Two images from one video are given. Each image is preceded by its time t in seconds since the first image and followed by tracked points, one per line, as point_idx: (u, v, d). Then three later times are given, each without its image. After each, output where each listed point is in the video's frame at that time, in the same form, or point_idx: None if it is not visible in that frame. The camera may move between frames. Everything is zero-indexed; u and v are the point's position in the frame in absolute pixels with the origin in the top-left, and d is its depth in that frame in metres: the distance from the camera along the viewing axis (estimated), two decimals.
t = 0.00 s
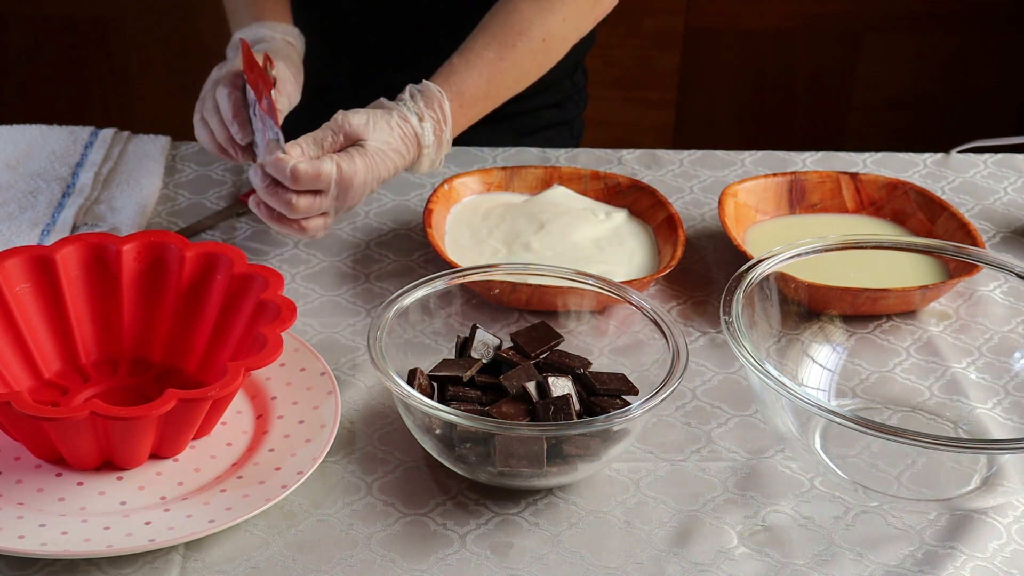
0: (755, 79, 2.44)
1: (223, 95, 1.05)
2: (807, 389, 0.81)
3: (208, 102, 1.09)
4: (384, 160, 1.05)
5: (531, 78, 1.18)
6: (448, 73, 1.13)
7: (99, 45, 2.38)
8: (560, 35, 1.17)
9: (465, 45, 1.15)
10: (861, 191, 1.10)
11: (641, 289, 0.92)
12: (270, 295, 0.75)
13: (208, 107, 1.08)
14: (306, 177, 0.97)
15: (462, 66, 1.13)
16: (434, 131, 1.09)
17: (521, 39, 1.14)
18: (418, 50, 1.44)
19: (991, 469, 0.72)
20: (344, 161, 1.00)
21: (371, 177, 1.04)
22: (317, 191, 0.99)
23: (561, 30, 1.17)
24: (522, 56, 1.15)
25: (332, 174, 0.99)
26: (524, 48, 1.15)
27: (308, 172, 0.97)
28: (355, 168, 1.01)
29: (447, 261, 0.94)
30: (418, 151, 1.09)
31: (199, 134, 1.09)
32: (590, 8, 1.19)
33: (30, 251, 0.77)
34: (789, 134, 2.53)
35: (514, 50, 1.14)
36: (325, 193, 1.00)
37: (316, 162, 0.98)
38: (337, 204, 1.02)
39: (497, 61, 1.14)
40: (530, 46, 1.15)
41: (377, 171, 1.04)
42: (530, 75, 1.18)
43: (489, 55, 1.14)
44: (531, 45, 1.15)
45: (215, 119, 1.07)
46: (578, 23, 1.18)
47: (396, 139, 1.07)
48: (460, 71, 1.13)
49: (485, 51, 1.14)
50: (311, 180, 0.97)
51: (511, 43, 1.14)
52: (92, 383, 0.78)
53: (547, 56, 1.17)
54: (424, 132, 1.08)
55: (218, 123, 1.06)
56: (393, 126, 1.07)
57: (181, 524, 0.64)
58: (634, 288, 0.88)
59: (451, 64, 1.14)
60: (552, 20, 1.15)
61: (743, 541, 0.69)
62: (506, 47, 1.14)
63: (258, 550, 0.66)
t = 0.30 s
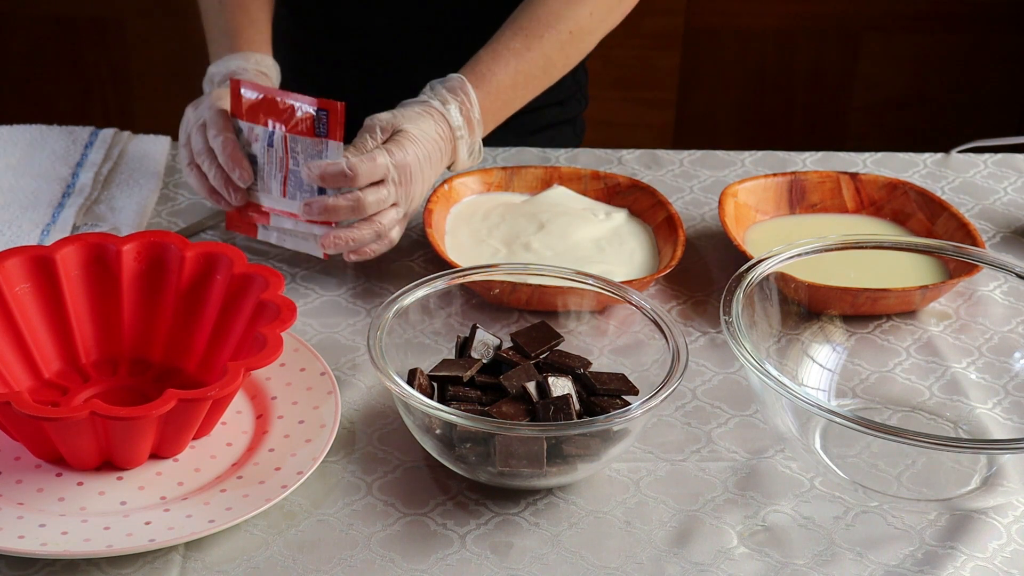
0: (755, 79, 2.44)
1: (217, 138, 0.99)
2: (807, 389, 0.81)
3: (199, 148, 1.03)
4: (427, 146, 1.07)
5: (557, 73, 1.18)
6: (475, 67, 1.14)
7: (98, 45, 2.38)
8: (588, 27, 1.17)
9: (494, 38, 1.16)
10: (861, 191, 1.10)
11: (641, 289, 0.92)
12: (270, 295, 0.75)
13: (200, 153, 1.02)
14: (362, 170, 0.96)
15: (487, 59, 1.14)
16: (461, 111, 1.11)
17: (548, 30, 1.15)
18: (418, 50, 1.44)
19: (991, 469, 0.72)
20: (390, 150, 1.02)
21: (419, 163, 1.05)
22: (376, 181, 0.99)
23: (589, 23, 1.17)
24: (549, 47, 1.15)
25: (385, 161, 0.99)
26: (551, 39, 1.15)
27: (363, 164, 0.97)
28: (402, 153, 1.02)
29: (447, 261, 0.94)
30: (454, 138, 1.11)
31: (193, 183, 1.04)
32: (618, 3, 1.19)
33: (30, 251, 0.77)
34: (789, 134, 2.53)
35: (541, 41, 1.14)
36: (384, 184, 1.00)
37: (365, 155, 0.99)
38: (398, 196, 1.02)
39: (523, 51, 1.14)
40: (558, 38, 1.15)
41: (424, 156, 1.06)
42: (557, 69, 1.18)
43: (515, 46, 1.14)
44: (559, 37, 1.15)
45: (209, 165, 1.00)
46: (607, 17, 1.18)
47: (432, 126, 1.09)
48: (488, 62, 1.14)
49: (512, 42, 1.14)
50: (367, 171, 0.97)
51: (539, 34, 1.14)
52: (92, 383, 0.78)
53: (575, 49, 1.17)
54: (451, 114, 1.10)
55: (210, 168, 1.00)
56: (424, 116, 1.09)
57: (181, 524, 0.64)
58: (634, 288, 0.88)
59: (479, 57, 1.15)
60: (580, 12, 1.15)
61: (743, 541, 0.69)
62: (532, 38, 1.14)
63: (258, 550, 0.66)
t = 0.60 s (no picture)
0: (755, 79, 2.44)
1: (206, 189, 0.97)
2: (807, 389, 0.81)
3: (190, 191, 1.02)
4: (420, 143, 1.09)
5: (554, 66, 1.18)
6: (469, 58, 1.15)
7: (98, 45, 2.38)
8: (584, 21, 1.16)
9: (490, 30, 1.17)
10: (861, 191, 1.10)
11: (641, 289, 0.92)
12: (270, 295, 0.75)
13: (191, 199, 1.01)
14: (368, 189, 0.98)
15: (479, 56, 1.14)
16: (447, 103, 1.13)
17: (540, 23, 1.14)
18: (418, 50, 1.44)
19: (991, 469, 0.72)
20: (386, 158, 1.04)
21: (416, 161, 1.07)
22: (383, 193, 1.01)
23: (584, 16, 1.16)
24: (542, 40, 1.15)
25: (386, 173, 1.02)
26: (543, 33, 1.15)
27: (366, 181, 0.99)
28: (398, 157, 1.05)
29: (448, 261, 0.94)
30: (445, 130, 1.13)
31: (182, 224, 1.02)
32: None
33: (30, 251, 0.77)
34: (789, 133, 2.53)
35: (533, 34, 1.14)
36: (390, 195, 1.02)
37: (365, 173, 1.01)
38: (405, 201, 1.04)
39: (515, 45, 1.14)
40: (550, 32, 1.15)
41: (420, 153, 1.08)
42: (553, 61, 1.17)
43: (508, 40, 1.15)
44: (552, 31, 1.15)
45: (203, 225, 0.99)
46: (606, 11, 1.17)
47: (421, 125, 1.11)
48: (479, 55, 1.15)
49: (505, 35, 1.15)
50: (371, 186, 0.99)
51: (530, 28, 1.14)
52: (92, 383, 0.78)
53: (572, 42, 1.17)
54: (436, 108, 1.13)
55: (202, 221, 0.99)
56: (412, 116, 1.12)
57: (181, 524, 0.64)
58: (633, 288, 0.88)
59: (472, 49, 1.15)
60: (576, 6, 1.15)
61: (743, 541, 0.69)
62: (524, 31, 1.14)
63: (258, 550, 0.66)
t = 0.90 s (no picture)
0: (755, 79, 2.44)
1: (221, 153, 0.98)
2: (807, 389, 0.81)
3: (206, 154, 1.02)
4: (402, 130, 1.08)
5: (540, 68, 1.19)
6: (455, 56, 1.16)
7: (98, 45, 2.38)
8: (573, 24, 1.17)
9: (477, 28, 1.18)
10: (861, 191, 1.10)
11: (641, 289, 0.92)
12: (270, 295, 0.75)
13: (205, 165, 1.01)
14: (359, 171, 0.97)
15: (466, 52, 1.15)
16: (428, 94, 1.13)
17: (525, 24, 1.15)
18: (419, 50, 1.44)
19: (991, 469, 0.72)
20: (371, 141, 1.03)
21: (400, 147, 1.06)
22: (371, 175, 1.00)
23: (573, 19, 1.16)
24: (526, 41, 1.15)
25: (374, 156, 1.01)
26: (529, 33, 1.15)
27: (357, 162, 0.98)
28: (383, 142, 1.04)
29: (448, 261, 0.94)
30: (428, 121, 1.13)
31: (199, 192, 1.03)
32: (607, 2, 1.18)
33: (30, 251, 0.77)
34: (789, 133, 2.53)
35: (517, 34, 1.15)
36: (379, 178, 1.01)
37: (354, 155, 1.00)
38: (393, 182, 1.04)
39: (500, 43, 1.15)
40: (536, 32, 1.15)
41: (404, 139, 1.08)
42: (538, 64, 1.18)
43: (493, 38, 1.15)
44: (538, 31, 1.16)
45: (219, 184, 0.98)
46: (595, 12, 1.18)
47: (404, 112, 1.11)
48: (463, 51, 1.16)
49: (490, 34, 1.16)
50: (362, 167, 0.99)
51: (515, 27, 1.15)
52: (92, 383, 0.78)
53: (558, 46, 1.17)
54: (418, 98, 1.12)
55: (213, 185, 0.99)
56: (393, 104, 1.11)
57: (181, 524, 0.64)
58: (633, 288, 0.88)
59: (458, 47, 1.17)
60: (563, 9, 1.15)
61: (743, 541, 0.69)
62: (509, 30, 1.15)
63: (258, 550, 0.66)
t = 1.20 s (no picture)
0: (755, 79, 2.44)
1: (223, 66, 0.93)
2: (807, 389, 0.81)
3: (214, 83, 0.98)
4: (416, 72, 1.07)
5: (540, 49, 1.21)
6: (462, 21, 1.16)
7: (98, 45, 2.38)
8: (579, 11, 1.21)
9: None
10: (861, 190, 1.10)
11: (641, 289, 0.92)
12: (270, 295, 0.75)
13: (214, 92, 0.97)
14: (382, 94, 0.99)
15: (478, 21, 1.16)
16: (435, 49, 1.12)
17: (540, 2, 1.18)
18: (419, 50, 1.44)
19: (991, 469, 0.72)
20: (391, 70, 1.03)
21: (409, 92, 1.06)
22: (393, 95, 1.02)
23: (580, 6, 1.20)
24: (536, 18, 1.18)
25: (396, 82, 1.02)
26: (540, 11, 1.18)
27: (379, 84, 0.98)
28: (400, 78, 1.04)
29: (448, 261, 0.94)
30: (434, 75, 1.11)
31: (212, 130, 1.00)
32: None
33: (30, 251, 0.77)
34: (789, 133, 2.53)
35: (530, 10, 1.17)
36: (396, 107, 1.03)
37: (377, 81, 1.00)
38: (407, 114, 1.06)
39: (511, 16, 1.17)
40: (547, 12, 1.18)
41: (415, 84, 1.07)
42: (542, 44, 1.20)
43: (505, 9, 1.17)
44: (548, 11, 1.18)
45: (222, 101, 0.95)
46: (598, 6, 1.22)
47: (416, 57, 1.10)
48: (474, 16, 1.16)
49: (502, 5, 1.17)
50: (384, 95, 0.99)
51: (528, 4, 1.17)
52: (92, 383, 0.78)
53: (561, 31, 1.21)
54: (425, 50, 1.11)
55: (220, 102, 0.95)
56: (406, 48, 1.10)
57: (181, 524, 0.64)
58: (633, 287, 0.88)
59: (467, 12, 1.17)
60: None
61: (743, 541, 0.69)
62: (522, 5, 1.17)
63: (258, 550, 0.66)
